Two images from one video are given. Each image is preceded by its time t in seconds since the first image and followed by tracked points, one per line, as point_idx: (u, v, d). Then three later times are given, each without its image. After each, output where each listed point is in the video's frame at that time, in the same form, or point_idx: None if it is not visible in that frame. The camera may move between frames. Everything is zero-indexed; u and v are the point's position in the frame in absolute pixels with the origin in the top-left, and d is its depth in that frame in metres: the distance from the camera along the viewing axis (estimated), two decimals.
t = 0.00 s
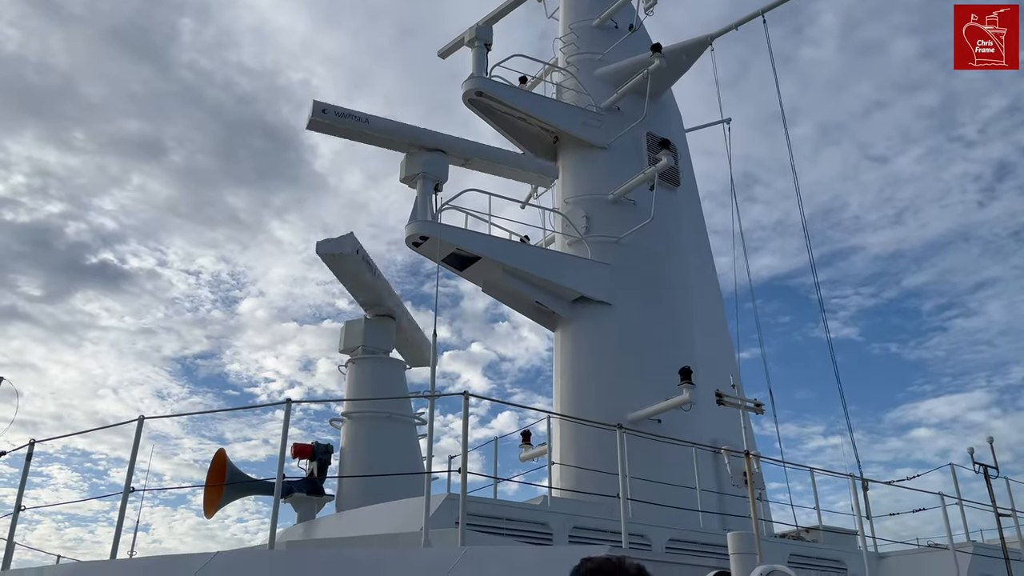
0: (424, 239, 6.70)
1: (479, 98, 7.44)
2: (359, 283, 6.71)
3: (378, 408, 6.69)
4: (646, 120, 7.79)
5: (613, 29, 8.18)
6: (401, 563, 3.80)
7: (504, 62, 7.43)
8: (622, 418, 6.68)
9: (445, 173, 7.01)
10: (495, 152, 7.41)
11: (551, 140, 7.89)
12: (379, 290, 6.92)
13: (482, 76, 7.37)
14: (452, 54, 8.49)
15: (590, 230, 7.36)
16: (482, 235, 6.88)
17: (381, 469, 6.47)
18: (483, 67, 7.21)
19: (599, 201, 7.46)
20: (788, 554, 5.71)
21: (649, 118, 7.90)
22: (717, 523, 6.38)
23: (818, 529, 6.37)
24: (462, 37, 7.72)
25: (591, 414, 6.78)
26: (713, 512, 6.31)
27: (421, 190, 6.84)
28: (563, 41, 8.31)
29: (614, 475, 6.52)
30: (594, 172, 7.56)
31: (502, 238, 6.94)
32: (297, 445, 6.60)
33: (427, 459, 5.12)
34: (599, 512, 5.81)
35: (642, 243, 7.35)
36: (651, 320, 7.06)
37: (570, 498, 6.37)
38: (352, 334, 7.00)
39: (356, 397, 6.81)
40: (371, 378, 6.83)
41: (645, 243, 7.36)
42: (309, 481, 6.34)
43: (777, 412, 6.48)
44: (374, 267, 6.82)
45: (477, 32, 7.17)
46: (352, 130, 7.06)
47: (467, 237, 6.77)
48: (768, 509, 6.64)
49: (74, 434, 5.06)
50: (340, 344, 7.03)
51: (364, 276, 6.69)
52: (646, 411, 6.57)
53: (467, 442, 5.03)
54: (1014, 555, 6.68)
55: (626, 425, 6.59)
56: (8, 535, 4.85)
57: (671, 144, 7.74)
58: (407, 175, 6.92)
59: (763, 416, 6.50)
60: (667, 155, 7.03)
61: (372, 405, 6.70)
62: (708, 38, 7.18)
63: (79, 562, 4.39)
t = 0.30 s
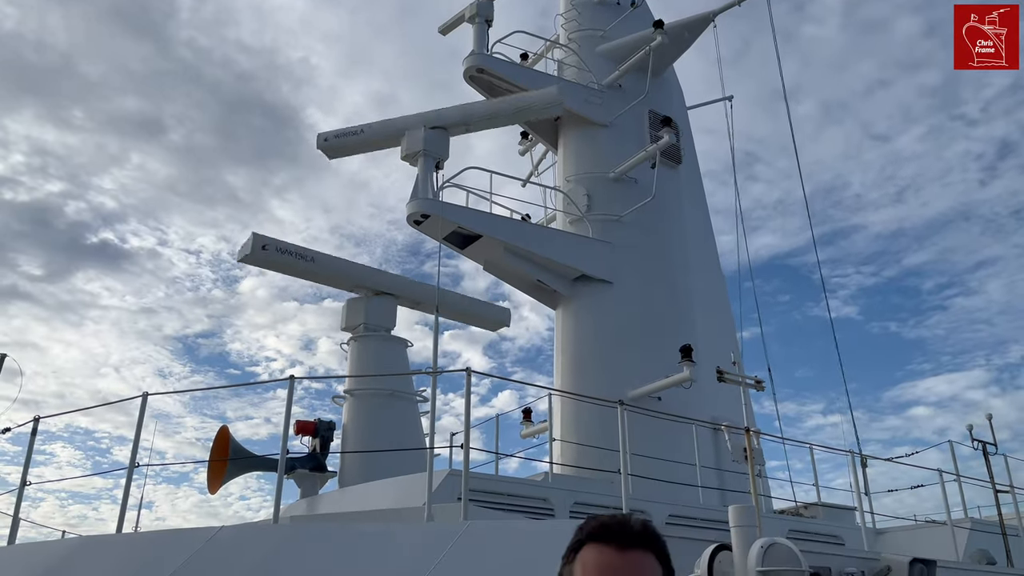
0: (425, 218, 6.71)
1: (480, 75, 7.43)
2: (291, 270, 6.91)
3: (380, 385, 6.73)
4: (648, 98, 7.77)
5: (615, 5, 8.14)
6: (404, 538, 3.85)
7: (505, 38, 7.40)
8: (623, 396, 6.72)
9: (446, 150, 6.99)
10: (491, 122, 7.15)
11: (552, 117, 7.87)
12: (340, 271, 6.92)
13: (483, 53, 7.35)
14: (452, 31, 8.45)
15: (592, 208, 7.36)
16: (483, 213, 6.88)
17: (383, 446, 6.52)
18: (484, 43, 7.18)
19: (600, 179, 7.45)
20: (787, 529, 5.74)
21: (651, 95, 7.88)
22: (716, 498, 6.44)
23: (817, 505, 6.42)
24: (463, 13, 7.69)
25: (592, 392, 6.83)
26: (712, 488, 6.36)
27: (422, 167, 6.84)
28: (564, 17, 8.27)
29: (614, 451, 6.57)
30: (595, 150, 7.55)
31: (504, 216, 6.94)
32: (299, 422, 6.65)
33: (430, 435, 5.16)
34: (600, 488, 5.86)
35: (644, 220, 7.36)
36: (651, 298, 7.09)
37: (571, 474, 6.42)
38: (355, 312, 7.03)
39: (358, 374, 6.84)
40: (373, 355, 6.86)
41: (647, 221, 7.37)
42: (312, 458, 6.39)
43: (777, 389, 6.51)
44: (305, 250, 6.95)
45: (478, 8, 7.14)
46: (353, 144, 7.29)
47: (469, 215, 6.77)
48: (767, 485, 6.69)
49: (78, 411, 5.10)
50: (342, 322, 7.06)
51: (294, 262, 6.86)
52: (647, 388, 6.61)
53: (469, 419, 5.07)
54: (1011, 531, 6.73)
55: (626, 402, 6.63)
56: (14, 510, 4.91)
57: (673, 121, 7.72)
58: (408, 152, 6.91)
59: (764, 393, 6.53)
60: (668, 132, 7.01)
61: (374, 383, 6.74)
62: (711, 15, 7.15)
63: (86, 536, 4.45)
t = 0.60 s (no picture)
0: (427, 195, 6.70)
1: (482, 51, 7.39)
2: (285, 275, 7.31)
3: (382, 362, 6.76)
4: (650, 74, 7.73)
5: None
6: (409, 512, 3.88)
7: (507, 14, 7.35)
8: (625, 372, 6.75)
9: (448, 127, 6.97)
10: (456, 68, 7.24)
11: (554, 94, 7.84)
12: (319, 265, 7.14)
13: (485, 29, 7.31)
14: (453, 7, 8.40)
15: (593, 185, 7.34)
16: (485, 190, 6.86)
17: (386, 423, 6.56)
18: (485, 19, 7.14)
19: (602, 156, 7.43)
20: (787, 505, 5.79)
21: (654, 72, 7.84)
22: (717, 475, 6.48)
23: (817, 481, 6.47)
24: None
25: (593, 369, 6.86)
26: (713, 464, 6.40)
27: (425, 144, 6.82)
28: None
29: (616, 428, 6.61)
30: (597, 127, 7.53)
31: (506, 194, 6.92)
32: (303, 399, 6.69)
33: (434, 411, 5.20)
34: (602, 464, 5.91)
35: (646, 198, 7.35)
36: (653, 275, 7.09)
37: (573, 450, 6.47)
38: (356, 290, 7.04)
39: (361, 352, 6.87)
40: (375, 332, 6.88)
41: (649, 198, 7.36)
42: (316, 434, 6.43)
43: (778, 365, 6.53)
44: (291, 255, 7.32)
45: None
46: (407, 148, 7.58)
47: (470, 193, 6.76)
48: (768, 461, 6.74)
49: (84, 388, 5.13)
50: (344, 300, 7.08)
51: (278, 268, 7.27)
52: (648, 366, 6.63)
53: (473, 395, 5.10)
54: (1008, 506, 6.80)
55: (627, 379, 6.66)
56: (21, 485, 4.95)
57: (675, 98, 7.69)
58: (410, 129, 6.89)
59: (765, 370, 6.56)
60: (671, 109, 6.98)
61: (376, 360, 6.76)
62: None
63: (94, 510, 4.50)
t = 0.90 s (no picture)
0: (429, 171, 6.70)
1: (483, 26, 7.36)
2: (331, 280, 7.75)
3: (385, 338, 6.79)
4: (653, 50, 7.70)
5: None
6: (413, 487, 3.92)
7: None
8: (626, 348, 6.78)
9: (450, 103, 6.95)
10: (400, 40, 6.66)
11: (556, 69, 7.81)
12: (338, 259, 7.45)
13: (487, 4, 7.27)
14: None
15: (596, 162, 7.33)
16: (487, 167, 6.85)
17: (389, 398, 6.61)
18: None
19: (604, 132, 7.42)
20: (787, 479, 5.85)
21: (657, 47, 7.81)
22: (717, 450, 6.53)
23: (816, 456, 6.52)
24: None
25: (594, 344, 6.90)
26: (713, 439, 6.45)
27: (426, 120, 6.79)
28: None
29: (616, 404, 6.66)
30: (599, 102, 7.51)
31: (508, 170, 6.91)
32: (306, 374, 6.73)
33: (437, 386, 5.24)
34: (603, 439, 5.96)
35: (648, 174, 7.35)
36: (655, 252, 7.11)
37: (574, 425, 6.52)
38: (358, 266, 7.06)
39: (363, 327, 6.90)
40: (376, 308, 6.91)
41: (651, 174, 7.36)
42: (319, 410, 6.48)
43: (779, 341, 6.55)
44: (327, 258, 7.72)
45: None
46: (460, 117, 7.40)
47: (472, 169, 6.75)
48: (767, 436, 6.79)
49: (89, 364, 5.16)
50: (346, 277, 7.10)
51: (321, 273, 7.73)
52: (648, 342, 6.66)
53: (476, 370, 5.12)
54: (1006, 481, 6.86)
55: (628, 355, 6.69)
56: (29, 459, 5.00)
57: (678, 73, 7.66)
58: (411, 105, 6.87)
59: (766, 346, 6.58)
60: (673, 85, 6.96)
61: (379, 336, 6.80)
62: None
63: (101, 484, 4.54)
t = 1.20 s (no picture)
0: (429, 146, 6.67)
1: None
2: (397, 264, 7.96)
3: (386, 314, 6.80)
4: (655, 23, 7.65)
5: None
6: (414, 461, 3.95)
7: None
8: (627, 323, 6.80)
9: (450, 78, 6.91)
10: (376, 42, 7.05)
11: (557, 43, 7.76)
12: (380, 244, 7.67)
13: None
14: None
15: (597, 136, 7.30)
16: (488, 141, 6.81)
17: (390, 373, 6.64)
18: None
19: (605, 106, 7.38)
20: (786, 452, 5.88)
21: (659, 20, 7.75)
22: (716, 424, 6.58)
23: (815, 430, 6.56)
24: None
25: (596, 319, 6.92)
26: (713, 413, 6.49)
27: (426, 95, 6.75)
28: None
29: (617, 379, 6.69)
30: (601, 76, 7.47)
31: (509, 144, 6.88)
32: (308, 349, 6.75)
33: (438, 360, 5.26)
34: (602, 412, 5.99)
35: (650, 149, 7.32)
36: (655, 227, 7.10)
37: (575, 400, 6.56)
38: (359, 242, 7.05)
39: (365, 302, 6.91)
40: (377, 284, 6.92)
41: (652, 149, 7.33)
42: (321, 385, 6.51)
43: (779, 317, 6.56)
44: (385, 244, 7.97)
45: None
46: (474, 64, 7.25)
47: (473, 144, 6.71)
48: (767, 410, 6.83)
49: (92, 338, 5.18)
50: (347, 253, 7.10)
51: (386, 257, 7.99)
52: (649, 318, 6.67)
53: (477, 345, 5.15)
54: (1003, 455, 6.90)
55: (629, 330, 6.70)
56: (34, 432, 5.04)
57: (680, 47, 7.61)
58: (412, 79, 6.83)
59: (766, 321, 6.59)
60: (675, 58, 6.92)
61: (380, 311, 6.81)
62: None
63: (106, 457, 4.58)
